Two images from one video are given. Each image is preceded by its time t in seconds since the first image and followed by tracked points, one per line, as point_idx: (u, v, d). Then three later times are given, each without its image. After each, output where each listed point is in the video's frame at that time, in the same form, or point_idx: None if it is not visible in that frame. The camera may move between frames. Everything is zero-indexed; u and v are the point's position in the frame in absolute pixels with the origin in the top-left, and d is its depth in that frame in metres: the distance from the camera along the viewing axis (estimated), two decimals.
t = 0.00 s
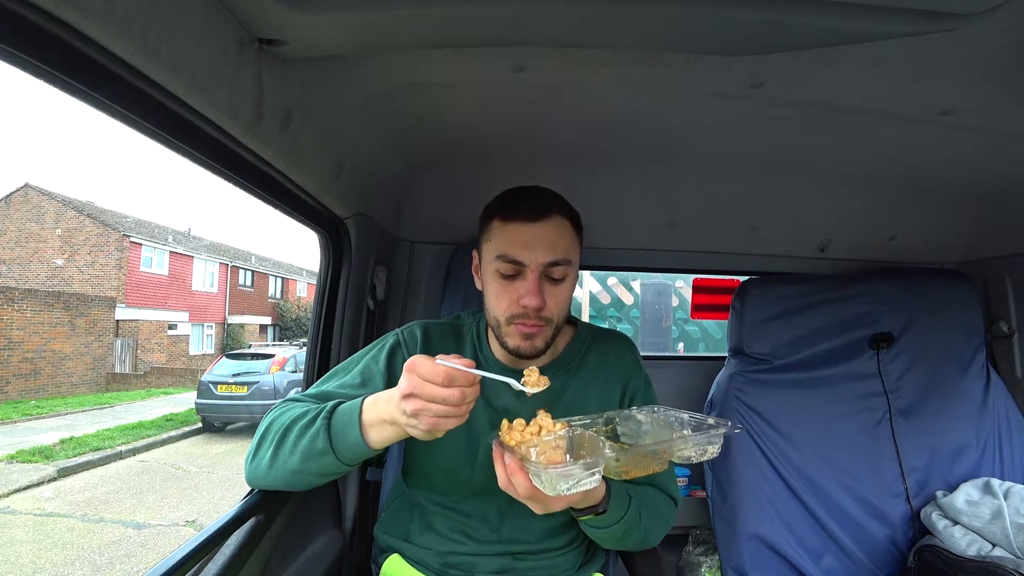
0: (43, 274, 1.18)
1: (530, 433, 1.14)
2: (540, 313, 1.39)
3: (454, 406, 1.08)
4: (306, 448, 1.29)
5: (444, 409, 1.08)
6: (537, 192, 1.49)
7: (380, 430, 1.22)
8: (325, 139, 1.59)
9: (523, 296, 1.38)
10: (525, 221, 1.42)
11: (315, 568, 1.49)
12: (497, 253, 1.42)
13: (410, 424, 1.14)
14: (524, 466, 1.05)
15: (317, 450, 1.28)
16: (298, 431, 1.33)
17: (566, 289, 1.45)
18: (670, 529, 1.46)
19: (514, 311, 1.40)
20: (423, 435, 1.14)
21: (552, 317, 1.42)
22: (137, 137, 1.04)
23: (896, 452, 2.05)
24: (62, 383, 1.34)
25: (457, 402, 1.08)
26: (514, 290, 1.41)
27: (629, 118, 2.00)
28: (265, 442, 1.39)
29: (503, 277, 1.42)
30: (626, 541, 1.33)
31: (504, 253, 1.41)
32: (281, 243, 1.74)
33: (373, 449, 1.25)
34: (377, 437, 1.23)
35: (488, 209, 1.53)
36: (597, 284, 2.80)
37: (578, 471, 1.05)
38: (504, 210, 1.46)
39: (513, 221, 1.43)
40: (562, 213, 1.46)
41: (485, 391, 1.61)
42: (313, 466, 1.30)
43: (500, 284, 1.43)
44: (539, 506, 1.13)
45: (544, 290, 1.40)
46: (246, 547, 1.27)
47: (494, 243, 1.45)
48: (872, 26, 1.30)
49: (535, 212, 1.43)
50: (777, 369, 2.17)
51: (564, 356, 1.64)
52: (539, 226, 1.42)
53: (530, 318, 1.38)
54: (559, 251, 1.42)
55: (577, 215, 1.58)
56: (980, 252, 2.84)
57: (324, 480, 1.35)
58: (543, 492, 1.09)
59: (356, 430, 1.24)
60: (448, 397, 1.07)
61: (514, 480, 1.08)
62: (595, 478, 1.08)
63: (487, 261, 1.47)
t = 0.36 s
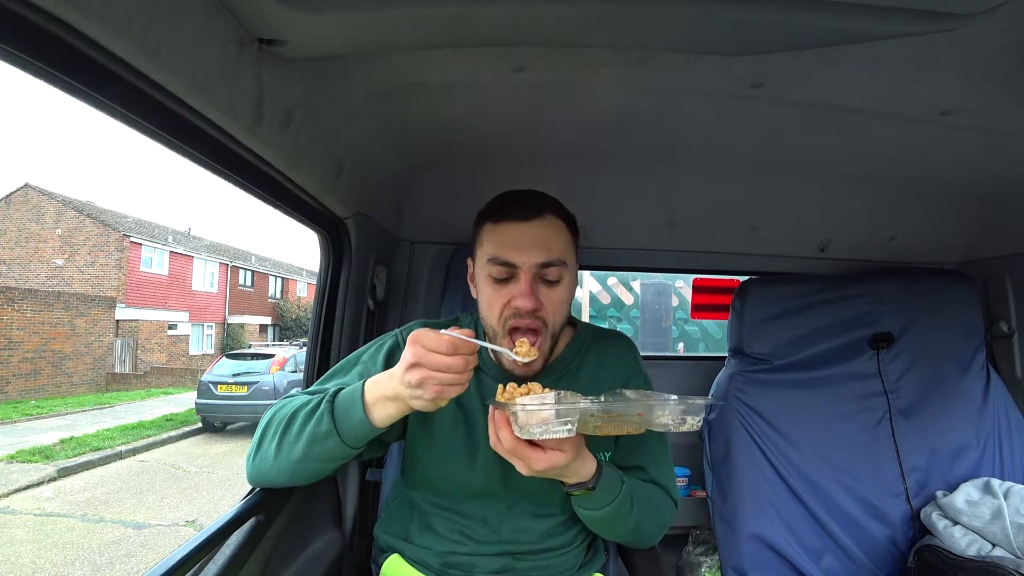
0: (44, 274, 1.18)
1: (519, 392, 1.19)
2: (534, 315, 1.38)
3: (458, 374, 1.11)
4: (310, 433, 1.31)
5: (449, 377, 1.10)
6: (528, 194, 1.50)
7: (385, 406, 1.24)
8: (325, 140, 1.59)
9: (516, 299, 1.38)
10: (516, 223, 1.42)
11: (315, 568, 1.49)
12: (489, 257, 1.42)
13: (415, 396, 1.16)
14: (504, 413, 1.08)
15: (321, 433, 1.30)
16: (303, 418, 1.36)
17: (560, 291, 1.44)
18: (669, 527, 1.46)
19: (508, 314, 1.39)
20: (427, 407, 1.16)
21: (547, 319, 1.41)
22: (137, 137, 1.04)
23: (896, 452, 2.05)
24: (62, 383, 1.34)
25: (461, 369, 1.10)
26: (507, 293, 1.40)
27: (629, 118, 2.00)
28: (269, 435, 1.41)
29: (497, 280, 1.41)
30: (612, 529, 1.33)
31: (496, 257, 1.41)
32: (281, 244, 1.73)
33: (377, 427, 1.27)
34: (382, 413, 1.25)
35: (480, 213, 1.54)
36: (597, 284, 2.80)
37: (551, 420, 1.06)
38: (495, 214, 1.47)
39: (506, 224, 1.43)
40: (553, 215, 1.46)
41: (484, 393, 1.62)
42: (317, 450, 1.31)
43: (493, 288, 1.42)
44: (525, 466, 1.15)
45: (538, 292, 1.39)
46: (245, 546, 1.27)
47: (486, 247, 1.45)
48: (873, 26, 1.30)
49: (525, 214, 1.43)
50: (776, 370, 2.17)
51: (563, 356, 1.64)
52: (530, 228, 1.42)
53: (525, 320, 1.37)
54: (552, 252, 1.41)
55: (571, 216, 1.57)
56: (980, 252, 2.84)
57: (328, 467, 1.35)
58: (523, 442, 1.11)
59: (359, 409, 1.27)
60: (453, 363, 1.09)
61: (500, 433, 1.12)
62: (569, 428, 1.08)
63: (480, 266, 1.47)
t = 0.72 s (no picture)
0: (43, 274, 1.18)
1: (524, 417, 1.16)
2: (512, 324, 1.37)
3: (464, 374, 1.13)
4: (308, 434, 1.31)
5: (459, 379, 1.13)
6: (512, 197, 1.49)
7: (385, 409, 1.25)
8: (324, 140, 1.59)
9: (495, 307, 1.38)
10: (497, 228, 1.42)
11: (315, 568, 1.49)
12: (471, 265, 1.43)
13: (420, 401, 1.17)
14: (512, 441, 1.05)
15: (319, 435, 1.30)
16: (302, 419, 1.36)
17: (543, 296, 1.42)
18: (670, 529, 1.46)
19: (488, 324, 1.39)
20: (431, 408, 1.18)
21: (527, 327, 1.40)
22: (138, 137, 1.04)
23: (896, 452, 2.05)
24: (62, 383, 1.35)
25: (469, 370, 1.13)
26: (488, 301, 1.40)
27: (629, 118, 2.00)
28: (268, 436, 1.41)
29: (478, 287, 1.41)
30: (621, 537, 1.33)
31: (477, 265, 1.41)
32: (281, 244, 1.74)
33: (376, 428, 1.28)
34: (384, 417, 1.26)
35: (470, 217, 1.54)
36: (596, 284, 2.80)
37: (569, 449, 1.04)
38: (481, 217, 1.47)
39: (488, 230, 1.43)
40: (535, 217, 1.44)
41: (485, 393, 1.61)
42: (315, 452, 1.31)
43: (477, 296, 1.43)
44: (531, 494, 1.12)
45: (518, 300, 1.38)
46: (245, 547, 1.27)
47: (470, 254, 1.46)
48: (873, 25, 1.30)
49: (507, 218, 1.43)
50: (777, 369, 2.17)
51: (565, 357, 1.63)
52: (509, 233, 1.41)
53: (503, 329, 1.37)
54: (531, 257, 1.39)
55: (560, 217, 1.55)
56: (981, 252, 2.84)
57: (327, 469, 1.36)
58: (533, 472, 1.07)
59: (358, 411, 1.27)
60: (465, 364, 1.11)
61: (508, 463, 1.07)
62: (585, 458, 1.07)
63: (466, 272, 1.47)
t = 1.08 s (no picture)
0: (43, 274, 1.18)
1: (556, 453, 1.13)
2: (544, 316, 1.38)
3: (432, 377, 1.11)
4: (297, 441, 1.32)
5: (426, 383, 1.11)
6: (530, 194, 1.50)
7: (369, 417, 1.25)
8: (324, 139, 1.59)
9: (526, 300, 1.38)
10: (520, 222, 1.43)
11: (315, 569, 1.49)
12: (495, 259, 1.42)
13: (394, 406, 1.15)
14: (548, 480, 1.01)
15: (307, 441, 1.30)
16: (291, 425, 1.36)
17: (567, 288, 1.44)
18: (672, 532, 1.47)
19: (518, 316, 1.39)
20: (406, 418, 1.15)
21: (556, 318, 1.41)
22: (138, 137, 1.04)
23: (896, 452, 2.05)
24: (62, 383, 1.36)
25: (436, 374, 1.11)
26: (516, 294, 1.40)
27: (629, 118, 2.00)
28: (259, 441, 1.42)
29: (504, 281, 1.41)
30: (631, 548, 1.32)
31: (503, 258, 1.41)
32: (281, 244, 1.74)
33: (362, 436, 1.27)
34: (367, 423, 1.25)
35: (484, 213, 1.53)
36: (596, 284, 2.80)
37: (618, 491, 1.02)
38: (499, 213, 1.47)
39: (510, 225, 1.44)
40: (556, 212, 1.46)
41: (489, 392, 1.61)
42: (304, 458, 1.31)
43: (502, 290, 1.42)
44: (556, 530, 1.09)
45: (547, 291, 1.40)
46: (245, 547, 1.27)
47: (491, 248, 1.45)
48: (872, 25, 1.30)
49: (529, 213, 1.44)
50: (777, 369, 2.16)
51: (569, 356, 1.63)
52: (534, 227, 1.42)
53: (535, 320, 1.38)
54: (558, 250, 1.41)
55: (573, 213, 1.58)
56: (980, 252, 2.84)
57: (317, 475, 1.36)
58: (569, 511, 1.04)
59: (344, 419, 1.27)
60: (431, 364, 1.10)
61: (543, 503, 1.02)
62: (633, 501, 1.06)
63: (486, 266, 1.47)
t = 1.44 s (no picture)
0: (43, 274, 1.18)
1: (553, 444, 1.15)
2: (553, 314, 1.39)
3: (433, 377, 1.11)
4: (297, 440, 1.32)
5: (428, 383, 1.11)
6: (537, 193, 1.50)
7: (368, 418, 1.25)
8: (325, 139, 1.59)
9: (535, 298, 1.38)
10: (528, 221, 1.43)
11: (315, 568, 1.49)
12: (504, 257, 1.42)
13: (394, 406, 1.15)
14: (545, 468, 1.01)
15: (307, 441, 1.30)
16: (291, 425, 1.36)
17: (574, 287, 1.45)
18: (671, 531, 1.47)
19: (527, 314, 1.39)
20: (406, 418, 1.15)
21: (563, 317, 1.42)
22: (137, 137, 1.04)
23: (896, 452, 2.05)
24: (62, 382, 1.34)
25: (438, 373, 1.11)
26: (525, 292, 1.40)
27: (629, 118, 2.00)
28: (259, 441, 1.42)
29: (512, 280, 1.41)
30: (630, 546, 1.32)
31: (511, 256, 1.41)
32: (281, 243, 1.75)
33: (362, 437, 1.27)
34: (367, 423, 1.25)
35: (490, 212, 1.53)
36: (596, 284, 2.80)
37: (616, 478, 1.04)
38: (506, 212, 1.47)
39: (518, 224, 1.44)
40: (563, 212, 1.47)
41: (490, 391, 1.61)
42: (304, 458, 1.31)
43: (510, 288, 1.42)
44: (554, 523, 1.09)
45: (555, 290, 1.40)
46: (245, 547, 1.27)
47: (499, 247, 1.45)
48: (872, 26, 1.30)
49: (537, 212, 1.44)
50: (777, 369, 2.16)
51: (569, 355, 1.63)
52: (542, 226, 1.42)
53: (544, 318, 1.38)
54: (566, 249, 1.42)
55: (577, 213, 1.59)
56: (980, 252, 2.84)
57: (317, 475, 1.36)
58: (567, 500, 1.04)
59: (344, 419, 1.27)
60: (433, 364, 1.10)
61: (541, 492, 1.02)
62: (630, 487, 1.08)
63: (493, 265, 1.47)
